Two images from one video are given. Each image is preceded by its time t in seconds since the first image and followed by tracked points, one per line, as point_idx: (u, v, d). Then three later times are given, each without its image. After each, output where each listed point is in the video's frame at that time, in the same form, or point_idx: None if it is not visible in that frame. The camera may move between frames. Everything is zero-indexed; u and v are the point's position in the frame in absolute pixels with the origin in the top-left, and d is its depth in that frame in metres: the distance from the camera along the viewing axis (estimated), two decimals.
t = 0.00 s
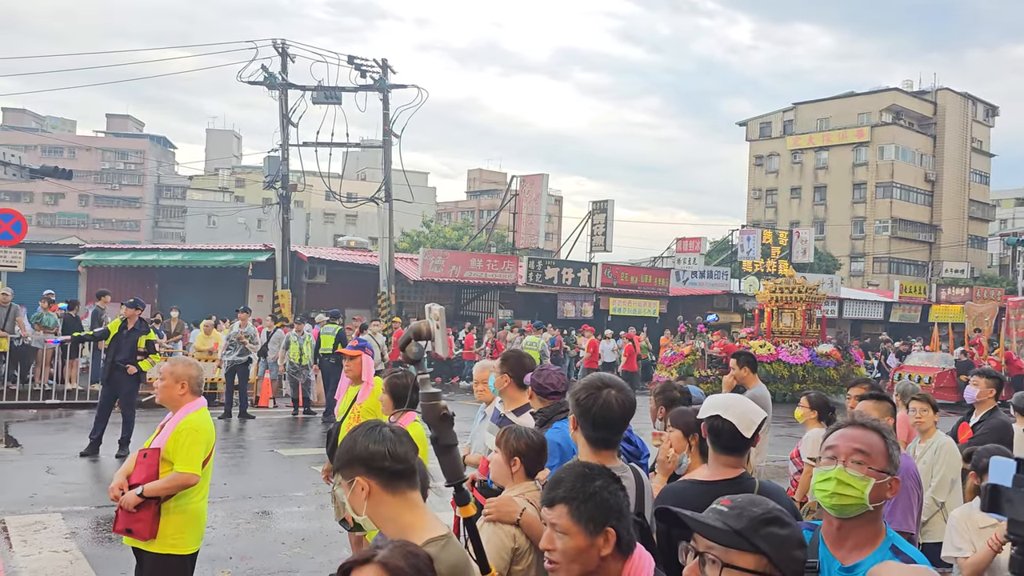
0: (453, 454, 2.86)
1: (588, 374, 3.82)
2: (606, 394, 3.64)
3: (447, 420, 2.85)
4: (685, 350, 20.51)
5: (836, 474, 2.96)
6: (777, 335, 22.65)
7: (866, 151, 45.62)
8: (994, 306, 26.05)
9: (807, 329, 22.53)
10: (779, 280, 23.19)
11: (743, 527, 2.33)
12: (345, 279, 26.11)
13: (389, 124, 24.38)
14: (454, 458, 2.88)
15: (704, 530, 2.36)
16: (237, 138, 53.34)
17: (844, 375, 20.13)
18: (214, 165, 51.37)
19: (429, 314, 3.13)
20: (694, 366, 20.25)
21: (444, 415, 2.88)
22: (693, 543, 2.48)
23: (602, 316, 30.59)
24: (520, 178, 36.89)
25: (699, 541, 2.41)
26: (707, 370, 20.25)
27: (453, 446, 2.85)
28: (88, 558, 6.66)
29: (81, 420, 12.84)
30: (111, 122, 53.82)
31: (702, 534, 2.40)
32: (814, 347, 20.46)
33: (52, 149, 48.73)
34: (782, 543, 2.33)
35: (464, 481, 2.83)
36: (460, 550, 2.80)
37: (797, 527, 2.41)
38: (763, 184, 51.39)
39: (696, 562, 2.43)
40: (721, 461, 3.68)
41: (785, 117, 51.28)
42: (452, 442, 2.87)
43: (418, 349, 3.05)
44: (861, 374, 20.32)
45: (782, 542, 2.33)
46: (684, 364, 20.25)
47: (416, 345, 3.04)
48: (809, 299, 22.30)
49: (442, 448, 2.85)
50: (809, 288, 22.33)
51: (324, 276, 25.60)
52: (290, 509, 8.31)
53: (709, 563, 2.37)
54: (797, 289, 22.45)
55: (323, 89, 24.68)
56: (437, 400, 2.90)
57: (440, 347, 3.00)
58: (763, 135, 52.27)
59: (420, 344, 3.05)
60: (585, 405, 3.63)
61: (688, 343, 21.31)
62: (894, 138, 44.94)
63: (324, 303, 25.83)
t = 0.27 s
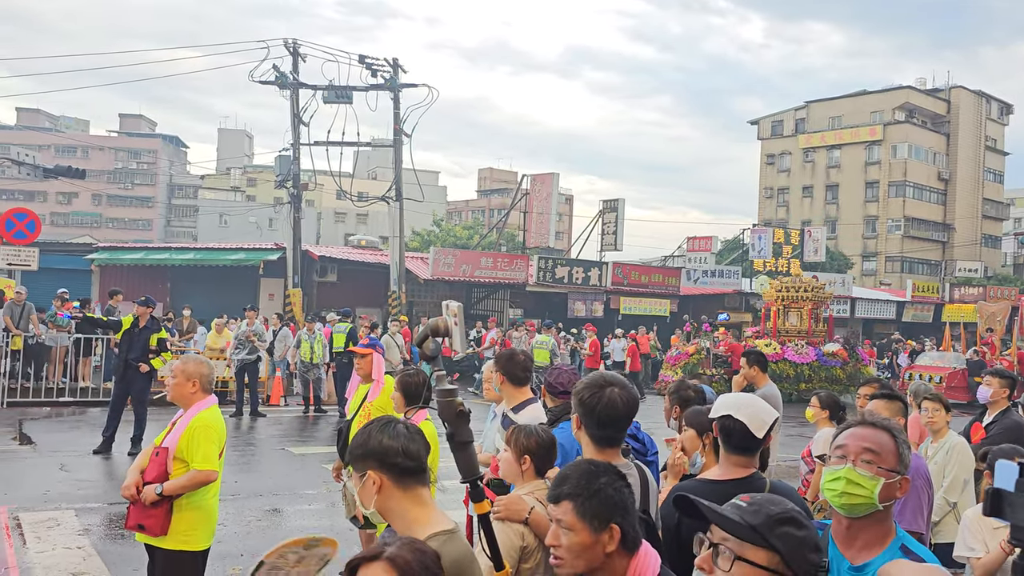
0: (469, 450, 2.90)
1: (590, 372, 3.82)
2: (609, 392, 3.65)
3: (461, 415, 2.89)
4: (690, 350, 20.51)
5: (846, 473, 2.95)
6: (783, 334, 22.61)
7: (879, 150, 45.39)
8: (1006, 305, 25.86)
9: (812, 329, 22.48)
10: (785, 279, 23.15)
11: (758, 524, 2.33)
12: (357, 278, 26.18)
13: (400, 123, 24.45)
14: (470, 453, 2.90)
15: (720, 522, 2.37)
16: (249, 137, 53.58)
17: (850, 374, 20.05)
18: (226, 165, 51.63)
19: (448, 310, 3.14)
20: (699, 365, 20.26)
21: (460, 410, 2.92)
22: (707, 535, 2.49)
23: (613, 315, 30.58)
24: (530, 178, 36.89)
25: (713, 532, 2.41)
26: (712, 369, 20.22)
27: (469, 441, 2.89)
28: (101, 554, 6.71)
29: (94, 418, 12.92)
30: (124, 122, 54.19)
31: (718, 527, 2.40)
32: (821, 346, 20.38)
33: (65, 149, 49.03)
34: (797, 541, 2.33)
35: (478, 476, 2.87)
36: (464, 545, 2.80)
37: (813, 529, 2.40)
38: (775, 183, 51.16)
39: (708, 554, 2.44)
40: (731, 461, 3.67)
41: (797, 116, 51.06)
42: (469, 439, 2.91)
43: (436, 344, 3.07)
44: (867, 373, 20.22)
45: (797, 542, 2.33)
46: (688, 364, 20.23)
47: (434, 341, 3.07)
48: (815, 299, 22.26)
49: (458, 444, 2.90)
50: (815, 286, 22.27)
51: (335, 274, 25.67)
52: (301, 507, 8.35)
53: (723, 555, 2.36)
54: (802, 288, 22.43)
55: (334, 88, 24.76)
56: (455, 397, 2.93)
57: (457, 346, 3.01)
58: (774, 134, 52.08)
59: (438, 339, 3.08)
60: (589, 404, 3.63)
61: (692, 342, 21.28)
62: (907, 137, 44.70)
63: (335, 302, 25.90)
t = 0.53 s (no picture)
0: (473, 450, 2.91)
1: (585, 371, 3.81)
2: (604, 392, 3.64)
3: (467, 415, 2.90)
4: (693, 349, 20.52)
5: (843, 474, 2.95)
6: (786, 333, 22.61)
7: (888, 149, 45.18)
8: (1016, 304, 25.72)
9: (816, 328, 22.45)
10: (790, 278, 23.13)
11: (768, 520, 2.32)
12: (365, 278, 26.24)
13: (408, 122, 24.44)
14: (474, 453, 2.90)
15: (731, 513, 2.36)
16: (257, 136, 53.70)
17: (854, 374, 19.97)
18: (234, 164, 51.77)
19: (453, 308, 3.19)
20: (701, 364, 20.24)
21: (465, 410, 2.93)
22: (716, 527, 2.48)
23: (620, 314, 30.57)
24: (538, 176, 36.86)
25: (722, 525, 2.41)
26: (715, 368, 20.18)
27: (473, 441, 2.91)
28: (110, 551, 6.74)
29: (103, 416, 12.98)
30: (133, 121, 54.37)
31: (728, 519, 2.40)
32: (824, 346, 20.32)
33: (74, 148, 49.20)
34: (806, 538, 2.33)
35: (482, 473, 2.88)
36: (470, 543, 2.80)
37: (822, 528, 2.39)
38: (784, 182, 50.99)
39: (715, 545, 2.43)
40: (740, 461, 3.66)
41: (806, 114, 50.88)
42: (473, 438, 2.92)
43: (441, 345, 3.18)
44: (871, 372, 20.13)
45: (806, 540, 2.32)
46: (690, 363, 20.22)
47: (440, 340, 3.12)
48: (819, 298, 22.21)
49: (462, 444, 2.91)
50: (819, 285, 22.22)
51: (343, 273, 25.73)
52: (309, 505, 8.37)
53: (730, 546, 2.37)
54: (806, 287, 22.38)
55: (342, 88, 24.76)
56: (460, 396, 2.95)
57: (464, 343, 3.05)
58: (783, 133, 51.90)
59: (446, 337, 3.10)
60: (585, 403, 3.63)
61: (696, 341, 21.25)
62: (916, 135, 44.47)
63: (343, 301, 25.95)
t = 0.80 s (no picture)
0: (475, 448, 2.90)
1: (574, 370, 3.77)
2: (594, 391, 3.61)
3: (469, 413, 2.89)
4: (695, 348, 20.48)
5: (838, 470, 2.98)
6: (789, 332, 22.59)
7: (898, 147, 44.95)
8: None
9: (819, 327, 22.42)
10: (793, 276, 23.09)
11: (778, 515, 2.32)
12: (374, 277, 26.32)
13: (416, 121, 24.46)
14: (476, 452, 2.89)
15: (738, 507, 2.36)
16: (266, 136, 53.85)
17: (857, 373, 19.90)
18: (243, 164, 51.94)
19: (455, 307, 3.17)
20: (704, 364, 20.19)
21: (468, 407, 2.92)
22: (722, 521, 2.48)
23: (628, 313, 30.55)
24: (546, 175, 36.85)
25: (730, 517, 2.41)
26: (718, 367, 20.17)
27: (476, 439, 2.90)
28: (120, 549, 6.78)
29: (112, 415, 13.05)
30: (143, 121, 54.60)
31: (735, 512, 2.39)
32: (828, 345, 20.25)
33: (84, 149, 49.43)
34: (813, 534, 2.34)
35: (485, 474, 2.87)
36: (477, 546, 2.76)
37: (828, 526, 2.41)
38: (793, 181, 50.82)
39: (721, 536, 2.43)
40: (748, 460, 3.66)
41: (815, 113, 50.72)
42: (475, 436, 2.91)
43: (442, 343, 3.18)
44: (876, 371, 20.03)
45: (813, 538, 2.33)
46: (693, 362, 20.19)
47: (439, 339, 3.13)
48: (822, 296, 22.17)
49: (465, 443, 2.89)
50: (822, 284, 22.20)
51: (352, 272, 25.78)
52: (317, 504, 8.40)
53: (735, 539, 2.37)
54: (809, 286, 22.36)
55: (350, 87, 24.80)
56: (461, 393, 2.94)
57: (467, 340, 3.05)
58: (792, 131, 51.74)
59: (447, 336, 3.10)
60: (577, 404, 3.59)
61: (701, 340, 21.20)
62: (926, 134, 44.26)
63: (351, 300, 26.01)
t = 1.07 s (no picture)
0: (476, 448, 2.90)
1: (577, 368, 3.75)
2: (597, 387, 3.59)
3: (469, 413, 2.90)
4: (703, 346, 20.38)
5: (846, 468, 2.99)
6: (798, 331, 22.51)
7: (912, 145, 44.63)
8: None
9: (828, 325, 22.32)
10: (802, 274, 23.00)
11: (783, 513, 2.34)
12: (386, 276, 26.38)
13: (428, 121, 24.51)
14: (476, 452, 2.90)
15: (748, 502, 2.37)
16: (279, 136, 54.07)
17: (867, 371, 19.76)
18: (256, 164, 52.19)
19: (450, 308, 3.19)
20: (712, 362, 20.11)
21: (467, 408, 2.93)
22: (729, 517, 2.49)
23: (641, 312, 30.49)
24: (558, 174, 36.83)
25: (737, 513, 2.42)
26: (725, 365, 20.10)
27: (475, 438, 2.90)
28: (134, 547, 6.83)
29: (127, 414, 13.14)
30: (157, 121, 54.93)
31: (743, 507, 2.40)
32: (836, 343, 20.12)
33: (99, 150, 49.76)
34: (819, 531, 2.35)
35: (484, 472, 2.85)
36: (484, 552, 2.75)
37: (836, 524, 2.42)
38: (806, 178, 50.54)
39: (727, 531, 2.43)
40: (760, 458, 3.64)
41: (828, 110, 50.44)
42: (475, 437, 2.92)
43: (440, 343, 3.19)
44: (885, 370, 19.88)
45: (820, 534, 2.35)
46: (700, 360, 20.11)
47: (439, 340, 3.17)
48: (831, 294, 22.07)
49: (465, 442, 2.90)
50: (830, 282, 22.09)
51: (364, 272, 25.87)
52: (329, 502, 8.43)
53: (743, 534, 2.37)
54: (818, 283, 22.26)
55: (362, 87, 24.86)
56: (460, 394, 2.95)
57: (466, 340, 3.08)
58: (805, 129, 51.48)
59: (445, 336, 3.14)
60: (579, 402, 3.56)
61: (709, 338, 21.10)
62: (941, 131, 43.89)
63: (363, 299, 26.09)
